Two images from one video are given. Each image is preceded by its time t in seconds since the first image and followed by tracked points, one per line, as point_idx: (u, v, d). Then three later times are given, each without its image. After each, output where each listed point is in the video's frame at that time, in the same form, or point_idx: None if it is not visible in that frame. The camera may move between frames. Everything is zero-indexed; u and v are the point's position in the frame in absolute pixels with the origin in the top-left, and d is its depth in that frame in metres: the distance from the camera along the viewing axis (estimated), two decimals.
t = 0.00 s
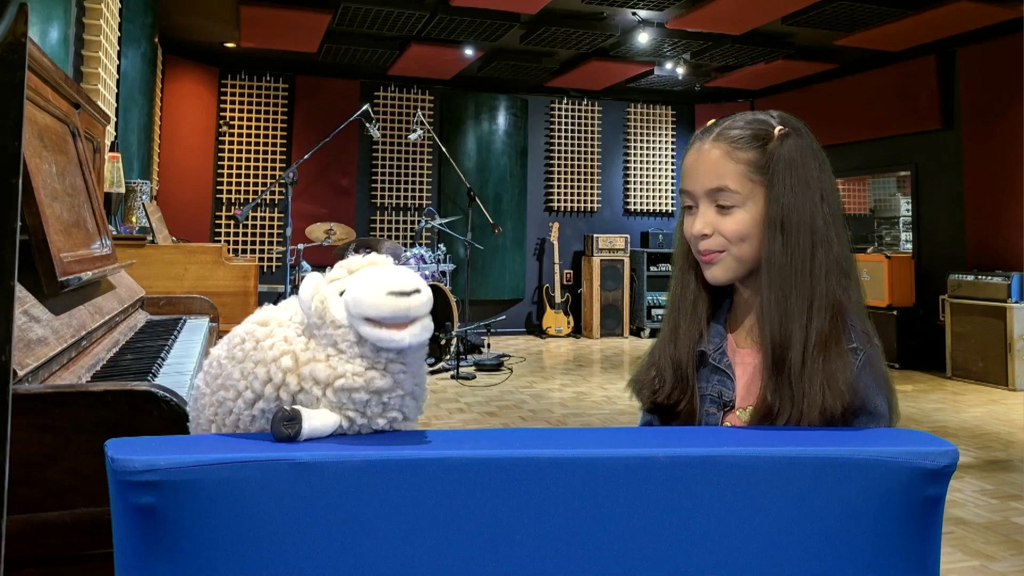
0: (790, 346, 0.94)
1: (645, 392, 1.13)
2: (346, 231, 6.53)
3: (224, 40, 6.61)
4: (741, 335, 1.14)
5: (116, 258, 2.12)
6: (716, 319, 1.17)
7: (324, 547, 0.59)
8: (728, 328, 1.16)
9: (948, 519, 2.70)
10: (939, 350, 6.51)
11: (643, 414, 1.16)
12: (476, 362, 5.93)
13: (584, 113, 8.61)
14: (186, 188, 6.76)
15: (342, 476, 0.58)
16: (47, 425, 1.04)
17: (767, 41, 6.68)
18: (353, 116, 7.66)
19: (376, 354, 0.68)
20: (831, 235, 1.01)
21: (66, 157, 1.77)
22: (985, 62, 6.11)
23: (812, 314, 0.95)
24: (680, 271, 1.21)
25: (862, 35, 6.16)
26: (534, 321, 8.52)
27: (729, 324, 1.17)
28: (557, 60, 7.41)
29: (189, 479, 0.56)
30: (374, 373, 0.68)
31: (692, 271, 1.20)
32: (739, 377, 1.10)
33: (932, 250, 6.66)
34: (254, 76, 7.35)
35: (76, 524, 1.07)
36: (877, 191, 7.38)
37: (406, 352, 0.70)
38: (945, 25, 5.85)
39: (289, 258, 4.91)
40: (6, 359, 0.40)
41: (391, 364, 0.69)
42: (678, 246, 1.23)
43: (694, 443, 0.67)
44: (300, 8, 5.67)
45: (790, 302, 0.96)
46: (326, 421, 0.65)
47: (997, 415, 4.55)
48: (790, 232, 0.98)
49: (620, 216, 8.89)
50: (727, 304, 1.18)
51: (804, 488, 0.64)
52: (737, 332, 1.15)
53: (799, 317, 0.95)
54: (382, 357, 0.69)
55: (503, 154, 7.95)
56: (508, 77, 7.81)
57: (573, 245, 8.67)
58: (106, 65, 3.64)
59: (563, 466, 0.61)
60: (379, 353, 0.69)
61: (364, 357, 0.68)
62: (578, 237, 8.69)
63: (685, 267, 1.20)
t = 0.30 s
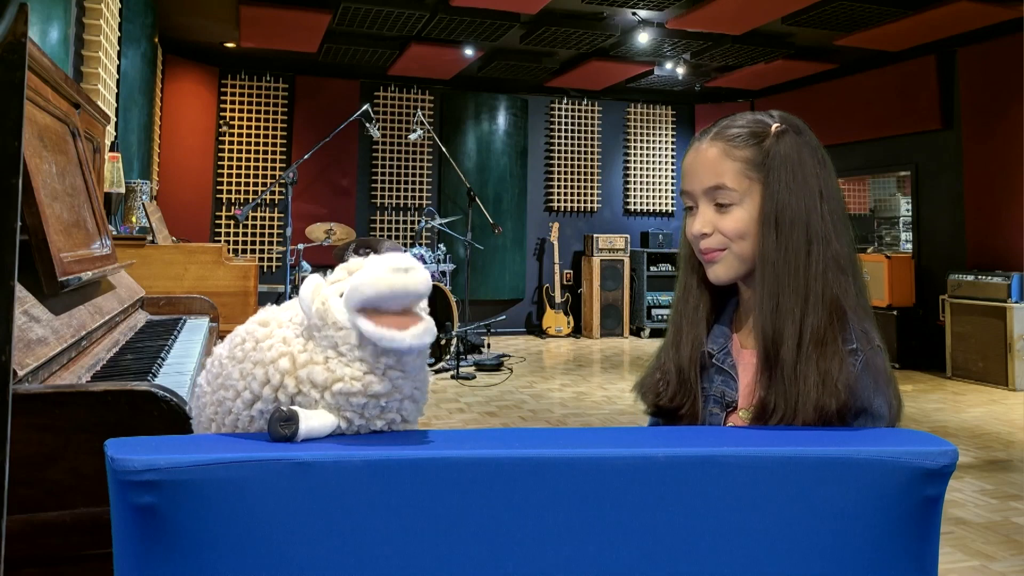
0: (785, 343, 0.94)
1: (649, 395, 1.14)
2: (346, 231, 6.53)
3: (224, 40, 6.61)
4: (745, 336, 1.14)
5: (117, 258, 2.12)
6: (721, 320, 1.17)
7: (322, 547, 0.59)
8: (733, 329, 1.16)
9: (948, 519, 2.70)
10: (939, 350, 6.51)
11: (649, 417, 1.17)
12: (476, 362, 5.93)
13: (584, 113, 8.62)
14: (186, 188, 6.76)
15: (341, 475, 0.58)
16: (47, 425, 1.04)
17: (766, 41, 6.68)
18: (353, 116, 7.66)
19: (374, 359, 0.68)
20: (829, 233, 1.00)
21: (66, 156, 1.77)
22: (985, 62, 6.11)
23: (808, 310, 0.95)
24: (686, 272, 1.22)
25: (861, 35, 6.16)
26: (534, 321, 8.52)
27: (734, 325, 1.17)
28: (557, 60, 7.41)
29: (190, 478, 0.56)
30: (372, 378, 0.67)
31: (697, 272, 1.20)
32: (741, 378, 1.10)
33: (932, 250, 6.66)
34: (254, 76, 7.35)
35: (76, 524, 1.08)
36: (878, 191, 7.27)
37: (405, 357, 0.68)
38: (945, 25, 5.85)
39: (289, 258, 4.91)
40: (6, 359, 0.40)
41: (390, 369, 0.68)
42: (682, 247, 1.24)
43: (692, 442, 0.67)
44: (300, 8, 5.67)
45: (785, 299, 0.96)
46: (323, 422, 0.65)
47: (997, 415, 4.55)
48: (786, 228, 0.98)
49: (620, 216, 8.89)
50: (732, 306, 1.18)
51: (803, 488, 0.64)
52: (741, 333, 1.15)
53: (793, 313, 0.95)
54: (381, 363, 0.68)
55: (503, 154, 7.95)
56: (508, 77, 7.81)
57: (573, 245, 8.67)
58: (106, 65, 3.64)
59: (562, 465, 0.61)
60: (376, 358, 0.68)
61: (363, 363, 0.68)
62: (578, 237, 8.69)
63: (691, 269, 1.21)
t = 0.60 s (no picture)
0: (791, 341, 0.94)
1: (652, 396, 1.14)
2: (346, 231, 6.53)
3: (224, 40, 6.62)
4: (751, 336, 1.14)
5: (117, 258, 2.12)
6: (727, 320, 1.17)
7: (322, 547, 0.59)
8: (738, 330, 1.16)
9: (948, 519, 2.70)
10: (939, 350, 6.51)
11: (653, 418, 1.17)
12: (476, 362, 5.93)
13: (584, 113, 8.61)
14: (186, 188, 6.76)
15: (341, 475, 0.58)
16: (47, 425, 1.04)
17: (766, 41, 6.68)
18: (353, 116, 7.66)
19: (372, 377, 0.67)
20: (834, 231, 1.00)
21: (66, 156, 1.77)
22: (985, 62, 6.11)
23: (814, 308, 0.95)
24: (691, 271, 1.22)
25: (861, 35, 6.16)
26: (534, 321, 8.52)
27: (740, 325, 1.17)
28: (557, 60, 7.41)
29: (189, 479, 0.56)
30: (370, 394, 0.67)
31: (701, 273, 1.20)
32: (747, 377, 1.10)
33: (932, 250, 6.66)
34: (254, 76, 7.35)
35: (76, 524, 1.08)
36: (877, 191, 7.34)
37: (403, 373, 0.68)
38: (945, 25, 5.85)
39: (289, 258, 4.91)
40: (6, 359, 0.40)
41: (388, 385, 0.68)
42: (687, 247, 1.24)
43: (693, 442, 0.67)
44: (300, 8, 5.67)
45: (790, 296, 0.96)
46: (322, 426, 0.65)
47: (997, 415, 4.55)
48: (790, 226, 0.98)
49: (620, 216, 8.89)
50: (738, 306, 1.18)
51: (803, 488, 0.64)
52: (747, 332, 1.15)
53: (798, 311, 0.95)
54: (381, 380, 0.67)
55: (503, 154, 7.95)
56: (508, 77, 7.81)
57: (573, 245, 8.68)
58: (106, 65, 3.64)
59: (563, 465, 0.61)
60: (374, 375, 0.67)
61: (361, 379, 0.67)
62: (578, 237, 8.69)
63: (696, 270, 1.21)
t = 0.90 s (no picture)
0: (797, 342, 0.94)
1: (651, 394, 1.14)
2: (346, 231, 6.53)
3: (224, 40, 6.62)
4: (754, 335, 1.14)
5: (117, 258, 2.12)
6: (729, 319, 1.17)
7: (321, 548, 0.58)
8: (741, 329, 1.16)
9: (948, 519, 2.70)
10: (939, 350, 6.50)
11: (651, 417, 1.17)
12: (476, 362, 5.93)
13: (584, 113, 8.61)
14: (186, 187, 6.76)
15: (341, 475, 0.58)
16: (47, 425, 1.04)
17: (766, 41, 6.67)
18: (353, 116, 7.66)
19: (392, 347, 0.70)
20: (841, 234, 1.00)
21: (66, 156, 1.77)
22: (985, 62, 6.11)
23: (819, 309, 0.95)
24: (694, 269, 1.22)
25: (861, 35, 6.16)
26: (534, 321, 8.52)
27: (743, 323, 1.17)
28: (557, 60, 7.41)
29: (189, 479, 0.56)
30: (387, 369, 0.70)
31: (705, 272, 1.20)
32: (748, 376, 1.10)
33: (932, 250, 6.66)
34: (254, 76, 7.34)
35: (76, 524, 1.07)
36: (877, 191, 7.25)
37: (417, 341, 0.72)
38: (945, 25, 5.85)
39: (289, 258, 4.91)
40: (6, 358, 0.40)
41: (402, 357, 0.71)
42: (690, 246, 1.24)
43: (692, 442, 0.67)
44: (300, 8, 5.67)
45: (796, 297, 0.96)
46: (332, 422, 0.66)
47: (997, 415, 4.55)
48: (797, 227, 0.98)
49: (620, 216, 8.89)
50: (741, 305, 1.18)
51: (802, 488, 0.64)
52: (749, 331, 1.15)
53: (805, 312, 0.95)
54: (398, 350, 0.71)
55: (503, 154, 7.95)
56: (508, 77, 7.81)
57: (573, 245, 8.68)
58: (106, 65, 3.64)
59: (562, 464, 0.61)
60: (395, 345, 0.70)
61: (378, 353, 0.70)
62: (578, 237, 8.69)
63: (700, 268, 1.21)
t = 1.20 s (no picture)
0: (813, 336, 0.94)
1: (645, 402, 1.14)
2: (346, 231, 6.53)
3: (224, 40, 6.62)
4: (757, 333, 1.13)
5: (117, 258, 2.12)
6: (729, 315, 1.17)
7: (321, 549, 0.59)
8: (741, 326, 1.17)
9: (948, 519, 2.70)
10: (939, 350, 6.50)
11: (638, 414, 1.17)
12: (476, 362, 5.93)
13: (584, 113, 8.62)
14: (186, 187, 6.76)
15: (342, 474, 0.58)
16: (47, 425, 1.04)
17: (767, 41, 6.67)
18: (353, 116, 7.66)
19: (393, 348, 0.70)
20: (858, 236, 1.01)
21: (66, 156, 1.77)
22: (985, 62, 6.11)
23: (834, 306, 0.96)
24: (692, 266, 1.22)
25: (861, 35, 6.16)
26: (534, 321, 8.52)
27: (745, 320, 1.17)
28: (557, 60, 7.41)
29: (190, 478, 0.56)
30: (388, 370, 0.70)
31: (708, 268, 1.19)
32: (745, 373, 1.10)
33: (932, 250, 6.66)
34: (254, 76, 7.35)
35: (76, 524, 1.07)
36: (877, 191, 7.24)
37: (419, 342, 0.72)
38: (945, 25, 5.85)
39: (289, 258, 4.91)
40: (6, 359, 0.40)
41: (403, 357, 0.71)
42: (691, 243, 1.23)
43: (692, 442, 0.67)
44: (300, 8, 5.67)
45: (814, 293, 0.96)
46: (332, 422, 0.66)
47: (997, 415, 4.55)
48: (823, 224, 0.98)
49: (620, 216, 8.89)
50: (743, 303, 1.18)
51: (803, 488, 0.64)
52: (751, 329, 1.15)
53: (822, 306, 0.96)
54: (399, 351, 0.71)
55: (503, 154, 7.95)
56: (508, 77, 7.81)
57: (573, 245, 8.68)
58: (106, 65, 3.64)
59: (562, 464, 0.61)
60: (395, 346, 0.70)
61: (379, 354, 0.70)
62: (578, 237, 8.69)
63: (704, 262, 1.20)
